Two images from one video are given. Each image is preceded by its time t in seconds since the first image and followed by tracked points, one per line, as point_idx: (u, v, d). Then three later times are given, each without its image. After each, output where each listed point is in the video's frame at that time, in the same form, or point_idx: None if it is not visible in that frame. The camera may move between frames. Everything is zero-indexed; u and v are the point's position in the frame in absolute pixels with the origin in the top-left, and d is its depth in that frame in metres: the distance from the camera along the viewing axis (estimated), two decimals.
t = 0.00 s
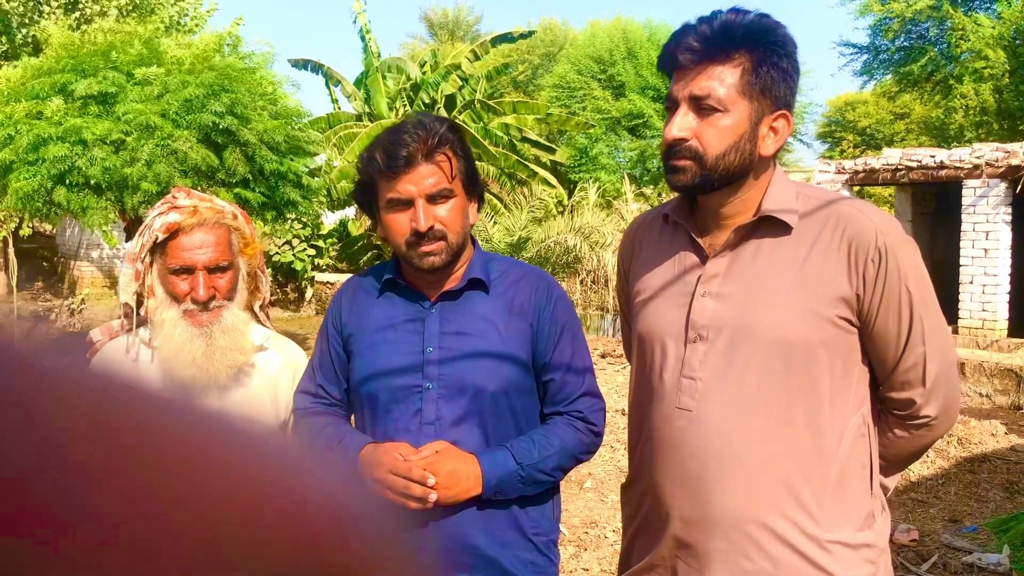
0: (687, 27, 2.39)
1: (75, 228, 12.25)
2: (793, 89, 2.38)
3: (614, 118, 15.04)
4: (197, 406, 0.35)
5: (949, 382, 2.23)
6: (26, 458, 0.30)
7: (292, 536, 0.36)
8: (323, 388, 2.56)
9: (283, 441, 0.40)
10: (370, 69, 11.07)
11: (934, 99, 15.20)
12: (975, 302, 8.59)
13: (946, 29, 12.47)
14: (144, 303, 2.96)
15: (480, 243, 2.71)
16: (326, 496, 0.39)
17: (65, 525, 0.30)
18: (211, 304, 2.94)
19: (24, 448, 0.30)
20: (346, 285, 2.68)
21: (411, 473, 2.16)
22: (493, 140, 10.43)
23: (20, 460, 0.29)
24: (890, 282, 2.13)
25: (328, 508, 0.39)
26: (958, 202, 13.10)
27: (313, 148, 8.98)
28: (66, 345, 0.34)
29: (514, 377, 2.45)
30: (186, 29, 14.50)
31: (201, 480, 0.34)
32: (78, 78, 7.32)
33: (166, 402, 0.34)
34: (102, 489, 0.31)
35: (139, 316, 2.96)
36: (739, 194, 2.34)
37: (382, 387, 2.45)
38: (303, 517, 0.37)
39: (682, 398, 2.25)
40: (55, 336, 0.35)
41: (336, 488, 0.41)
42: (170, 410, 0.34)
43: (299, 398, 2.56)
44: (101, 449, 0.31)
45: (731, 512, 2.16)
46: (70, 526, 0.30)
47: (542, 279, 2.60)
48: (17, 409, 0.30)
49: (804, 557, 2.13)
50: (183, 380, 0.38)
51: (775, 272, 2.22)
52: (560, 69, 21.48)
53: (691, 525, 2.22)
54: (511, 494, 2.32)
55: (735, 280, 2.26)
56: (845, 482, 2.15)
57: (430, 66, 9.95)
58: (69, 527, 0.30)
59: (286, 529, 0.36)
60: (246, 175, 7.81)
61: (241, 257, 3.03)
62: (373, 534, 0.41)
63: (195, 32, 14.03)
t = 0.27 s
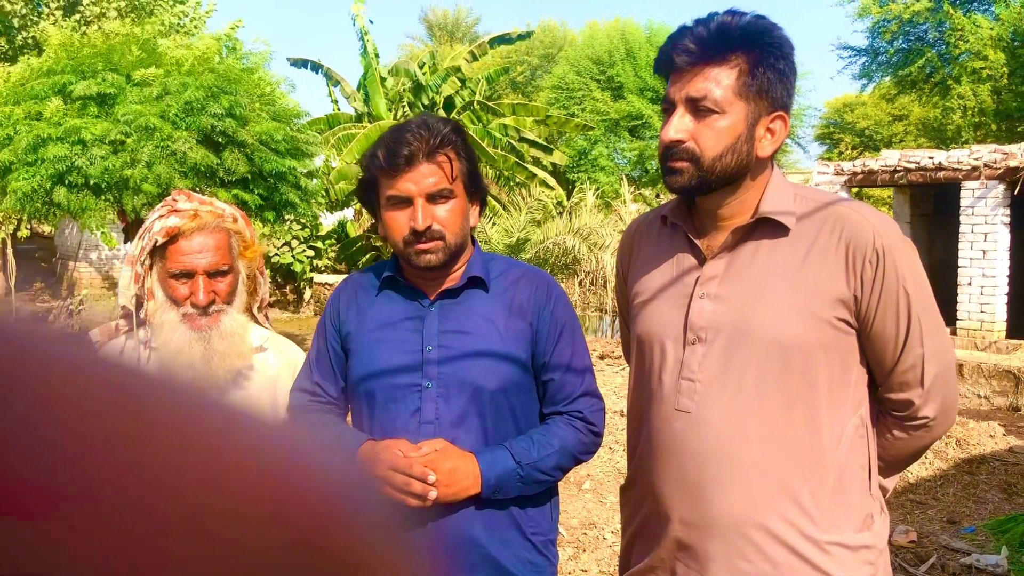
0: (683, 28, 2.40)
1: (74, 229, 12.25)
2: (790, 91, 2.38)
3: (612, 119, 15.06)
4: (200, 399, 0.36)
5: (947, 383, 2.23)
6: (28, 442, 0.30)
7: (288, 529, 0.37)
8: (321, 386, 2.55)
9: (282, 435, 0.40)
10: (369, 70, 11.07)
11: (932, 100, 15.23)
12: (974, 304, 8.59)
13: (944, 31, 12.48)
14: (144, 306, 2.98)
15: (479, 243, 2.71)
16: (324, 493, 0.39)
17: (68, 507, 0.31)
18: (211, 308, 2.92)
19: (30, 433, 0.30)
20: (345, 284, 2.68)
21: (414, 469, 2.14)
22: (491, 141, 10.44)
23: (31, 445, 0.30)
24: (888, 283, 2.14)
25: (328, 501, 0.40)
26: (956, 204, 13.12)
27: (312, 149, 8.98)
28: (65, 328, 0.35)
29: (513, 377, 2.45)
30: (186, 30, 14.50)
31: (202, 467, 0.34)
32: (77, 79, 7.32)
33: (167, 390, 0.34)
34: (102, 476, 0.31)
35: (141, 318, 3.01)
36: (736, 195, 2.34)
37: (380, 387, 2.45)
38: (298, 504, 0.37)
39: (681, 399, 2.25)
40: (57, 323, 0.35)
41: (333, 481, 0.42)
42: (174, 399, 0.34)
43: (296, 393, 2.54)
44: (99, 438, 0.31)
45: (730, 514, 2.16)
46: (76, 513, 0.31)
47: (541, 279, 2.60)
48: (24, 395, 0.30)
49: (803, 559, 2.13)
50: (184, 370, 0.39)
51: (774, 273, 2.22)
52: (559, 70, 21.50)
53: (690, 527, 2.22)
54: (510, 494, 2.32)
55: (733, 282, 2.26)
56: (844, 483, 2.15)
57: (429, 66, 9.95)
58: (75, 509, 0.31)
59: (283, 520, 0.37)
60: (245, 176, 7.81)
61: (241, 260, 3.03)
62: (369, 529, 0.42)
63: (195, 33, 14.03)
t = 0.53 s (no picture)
0: (679, 31, 2.40)
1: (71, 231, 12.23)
2: (786, 92, 2.39)
3: (610, 120, 15.07)
4: (201, 397, 0.36)
5: (944, 383, 2.24)
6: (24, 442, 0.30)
7: (286, 529, 0.37)
8: (319, 387, 2.55)
9: (281, 434, 0.40)
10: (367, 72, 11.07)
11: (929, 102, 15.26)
12: (971, 305, 8.61)
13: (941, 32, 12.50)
14: (144, 309, 2.97)
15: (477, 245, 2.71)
16: (323, 490, 0.40)
17: (66, 507, 0.31)
18: (210, 311, 2.92)
19: (28, 432, 0.30)
20: (343, 286, 2.68)
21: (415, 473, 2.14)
22: (489, 142, 10.44)
23: (29, 446, 0.30)
24: (885, 284, 2.14)
25: (327, 499, 0.40)
26: (953, 205, 13.15)
27: (310, 150, 8.97)
28: (64, 327, 0.35)
29: (512, 378, 2.45)
30: (183, 31, 14.49)
31: (199, 467, 0.34)
32: (75, 80, 7.30)
33: (166, 391, 0.35)
34: (99, 477, 0.32)
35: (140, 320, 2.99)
36: (733, 197, 2.34)
37: (378, 389, 2.44)
38: (295, 502, 0.38)
39: (679, 401, 2.25)
40: (56, 323, 0.35)
41: (333, 478, 0.42)
42: (173, 400, 0.34)
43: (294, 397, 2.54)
44: (96, 439, 0.32)
45: (729, 516, 2.16)
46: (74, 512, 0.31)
47: (540, 280, 2.60)
48: (21, 396, 0.30)
49: (801, 560, 2.13)
50: (184, 371, 0.39)
51: (771, 275, 2.22)
52: (556, 72, 21.52)
53: (689, 528, 2.22)
54: (509, 496, 2.32)
55: (731, 284, 2.26)
56: (842, 484, 2.15)
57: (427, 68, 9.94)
58: (73, 509, 0.31)
59: (283, 518, 0.37)
60: (243, 176, 7.80)
61: (240, 262, 3.04)
62: (367, 529, 0.42)
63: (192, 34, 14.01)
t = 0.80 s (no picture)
0: (677, 33, 2.40)
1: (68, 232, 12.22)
2: (784, 93, 2.39)
3: (607, 122, 15.08)
4: (199, 402, 0.36)
5: (941, 385, 2.24)
6: (23, 447, 0.30)
7: (282, 530, 0.37)
8: (317, 390, 2.55)
9: (279, 435, 0.40)
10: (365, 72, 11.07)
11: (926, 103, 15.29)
12: (967, 306, 8.62)
13: (938, 34, 12.53)
14: (141, 310, 2.96)
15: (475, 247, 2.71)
16: (321, 492, 0.40)
17: (63, 509, 0.31)
18: (207, 312, 2.92)
19: (26, 437, 0.30)
20: (341, 288, 2.68)
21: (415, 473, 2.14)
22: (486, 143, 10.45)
23: (29, 448, 0.30)
24: (882, 286, 2.14)
25: (325, 499, 0.40)
26: (949, 207, 13.18)
27: (308, 151, 8.96)
28: (61, 329, 0.35)
29: (510, 380, 2.45)
30: (181, 31, 14.49)
31: (199, 467, 0.34)
32: (72, 81, 7.29)
33: (165, 393, 0.35)
34: (96, 481, 0.32)
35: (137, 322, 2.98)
36: (730, 199, 2.34)
37: (376, 390, 2.44)
38: (292, 503, 0.38)
39: (677, 403, 2.26)
40: (53, 322, 0.35)
41: (331, 481, 0.42)
42: (173, 403, 0.34)
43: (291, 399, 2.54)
44: (95, 443, 0.32)
45: (726, 518, 2.16)
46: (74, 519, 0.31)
47: (538, 282, 2.61)
48: (19, 403, 0.30)
49: (799, 562, 2.13)
50: (181, 373, 0.39)
51: (769, 277, 2.22)
52: (554, 73, 21.55)
53: (687, 529, 2.22)
54: (507, 498, 2.32)
55: (728, 286, 2.26)
56: (839, 486, 2.15)
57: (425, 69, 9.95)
58: (68, 510, 0.31)
59: (279, 520, 0.37)
60: (240, 177, 7.79)
61: (237, 263, 3.04)
62: (363, 532, 0.42)
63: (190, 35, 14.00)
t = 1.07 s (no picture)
0: (675, 34, 2.40)
1: (66, 233, 12.21)
2: (782, 93, 2.39)
3: (606, 122, 15.08)
4: (193, 403, 0.36)
5: (939, 386, 2.24)
6: (16, 445, 0.30)
7: (276, 533, 0.37)
8: (316, 391, 2.55)
9: (274, 438, 0.40)
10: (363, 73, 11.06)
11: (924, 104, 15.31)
12: (965, 307, 8.63)
13: (936, 35, 12.55)
14: (140, 310, 2.95)
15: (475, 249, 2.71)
16: (316, 495, 0.39)
17: (63, 508, 0.31)
18: (206, 311, 2.91)
19: (21, 436, 0.30)
20: (340, 288, 2.68)
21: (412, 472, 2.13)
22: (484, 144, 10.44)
23: (26, 448, 0.30)
24: (879, 287, 2.15)
25: (320, 502, 0.40)
26: (947, 208, 13.19)
27: (306, 151, 8.96)
28: (57, 330, 0.35)
29: (509, 381, 2.45)
30: (179, 32, 14.48)
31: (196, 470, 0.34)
32: (70, 82, 7.29)
33: (159, 395, 0.35)
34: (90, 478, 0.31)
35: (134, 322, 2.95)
36: (728, 199, 2.34)
37: (375, 391, 2.44)
38: (287, 505, 0.38)
39: (675, 403, 2.26)
40: (49, 327, 0.35)
41: (326, 485, 0.42)
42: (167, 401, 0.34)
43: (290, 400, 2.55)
44: (90, 444, 0.32)
45: (725, 519, 2.16)
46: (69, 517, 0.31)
47: (537, 284, 2.61)
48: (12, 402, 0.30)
49: (796, 562, 2.13)
50: (178, 373, 0.39)
51: (767, 278, 2.22)
52: (552, 74, 21.54)
53: (685, 529, 2.22)
54: (506, 499, 2.32)
55: (726, 287, 2.26)
56: (837, 486, 2.15)
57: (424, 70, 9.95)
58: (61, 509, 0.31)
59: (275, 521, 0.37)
60: (238, 177, 7.79)
61: (235, 263, 3.03)
62: (358, 535, 0.42)
63: (188, 35, 13.99)
